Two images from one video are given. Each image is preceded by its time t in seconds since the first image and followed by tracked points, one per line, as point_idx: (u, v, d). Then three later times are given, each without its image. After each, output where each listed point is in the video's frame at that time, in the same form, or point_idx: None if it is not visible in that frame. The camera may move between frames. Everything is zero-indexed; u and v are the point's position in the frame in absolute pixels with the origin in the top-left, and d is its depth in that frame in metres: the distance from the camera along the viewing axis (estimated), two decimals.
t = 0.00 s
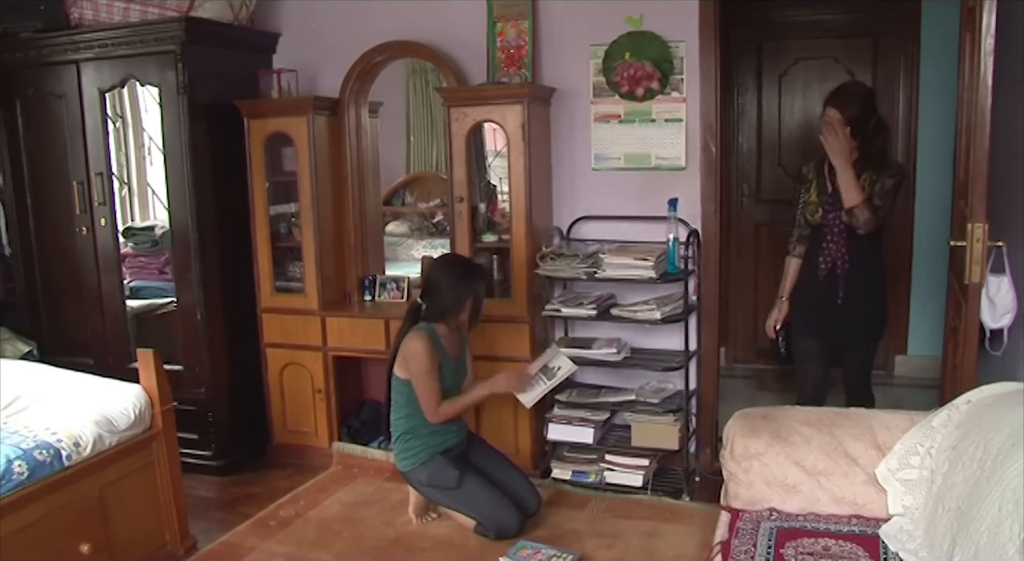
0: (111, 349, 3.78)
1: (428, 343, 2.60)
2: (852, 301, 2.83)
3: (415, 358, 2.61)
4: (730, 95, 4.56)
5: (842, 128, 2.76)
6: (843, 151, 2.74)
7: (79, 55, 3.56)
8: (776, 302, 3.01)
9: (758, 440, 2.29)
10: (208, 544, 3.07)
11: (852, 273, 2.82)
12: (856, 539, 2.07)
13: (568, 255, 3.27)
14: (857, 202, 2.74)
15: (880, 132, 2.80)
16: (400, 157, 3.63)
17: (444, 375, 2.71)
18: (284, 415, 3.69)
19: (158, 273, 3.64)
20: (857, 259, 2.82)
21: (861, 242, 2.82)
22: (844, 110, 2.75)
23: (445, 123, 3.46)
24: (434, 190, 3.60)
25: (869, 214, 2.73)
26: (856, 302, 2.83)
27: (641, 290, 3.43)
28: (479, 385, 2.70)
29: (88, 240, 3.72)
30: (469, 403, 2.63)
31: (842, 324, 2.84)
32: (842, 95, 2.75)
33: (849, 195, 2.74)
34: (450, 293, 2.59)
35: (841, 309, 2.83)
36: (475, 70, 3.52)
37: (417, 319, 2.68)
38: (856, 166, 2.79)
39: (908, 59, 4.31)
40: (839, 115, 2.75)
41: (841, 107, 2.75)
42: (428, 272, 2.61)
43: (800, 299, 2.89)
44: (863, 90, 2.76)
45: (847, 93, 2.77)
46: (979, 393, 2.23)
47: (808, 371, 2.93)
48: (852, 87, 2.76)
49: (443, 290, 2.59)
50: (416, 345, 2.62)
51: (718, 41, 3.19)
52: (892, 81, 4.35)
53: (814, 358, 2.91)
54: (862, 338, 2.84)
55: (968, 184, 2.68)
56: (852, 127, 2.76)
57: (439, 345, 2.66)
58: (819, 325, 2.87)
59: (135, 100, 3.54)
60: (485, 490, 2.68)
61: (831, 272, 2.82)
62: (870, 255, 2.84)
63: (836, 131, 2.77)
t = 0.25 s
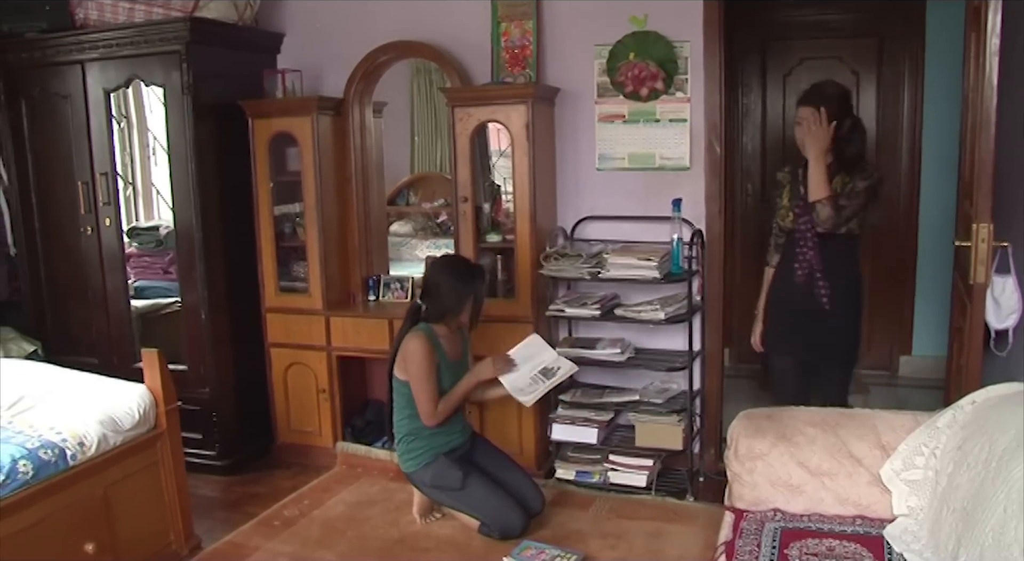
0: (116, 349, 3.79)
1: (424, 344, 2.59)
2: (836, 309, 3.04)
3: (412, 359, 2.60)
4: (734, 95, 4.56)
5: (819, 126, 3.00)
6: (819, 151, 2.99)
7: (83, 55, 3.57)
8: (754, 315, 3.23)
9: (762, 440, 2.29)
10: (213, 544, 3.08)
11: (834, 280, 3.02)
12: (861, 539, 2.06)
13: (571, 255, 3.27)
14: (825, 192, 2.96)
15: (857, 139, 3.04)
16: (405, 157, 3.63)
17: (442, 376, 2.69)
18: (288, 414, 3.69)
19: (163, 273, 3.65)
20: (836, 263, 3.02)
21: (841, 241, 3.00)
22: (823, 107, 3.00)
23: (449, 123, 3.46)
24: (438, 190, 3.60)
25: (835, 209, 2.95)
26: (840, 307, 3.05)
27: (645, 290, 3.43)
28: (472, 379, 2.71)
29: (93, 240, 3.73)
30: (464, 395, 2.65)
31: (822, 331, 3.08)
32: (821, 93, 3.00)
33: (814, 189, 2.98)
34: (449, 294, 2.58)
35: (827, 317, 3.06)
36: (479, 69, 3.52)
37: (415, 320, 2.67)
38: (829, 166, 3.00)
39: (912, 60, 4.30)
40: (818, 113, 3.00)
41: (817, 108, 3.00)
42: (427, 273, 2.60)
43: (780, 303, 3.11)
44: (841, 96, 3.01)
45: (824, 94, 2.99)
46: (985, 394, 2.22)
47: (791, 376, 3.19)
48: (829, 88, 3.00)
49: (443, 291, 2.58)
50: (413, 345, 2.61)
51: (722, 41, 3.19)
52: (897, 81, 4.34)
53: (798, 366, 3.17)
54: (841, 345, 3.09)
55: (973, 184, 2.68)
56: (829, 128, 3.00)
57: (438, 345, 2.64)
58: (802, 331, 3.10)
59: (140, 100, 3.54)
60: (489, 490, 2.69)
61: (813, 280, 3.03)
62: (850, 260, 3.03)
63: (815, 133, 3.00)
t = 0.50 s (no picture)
0: (122, 348, 3.80)
1: (428, 344, 2.58)
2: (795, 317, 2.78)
3: (416, 359, 2.59)
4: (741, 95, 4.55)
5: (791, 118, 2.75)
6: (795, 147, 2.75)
7: (90, 55, 3.58)
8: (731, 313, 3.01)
9: (768, 441, 2.29)
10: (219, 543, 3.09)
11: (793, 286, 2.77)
12: (867, 540, 2.06)
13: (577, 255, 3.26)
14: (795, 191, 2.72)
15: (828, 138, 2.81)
16: (411, 157, 3.63)
17: (446, 377, 2.67)
18: (294, 414, 3.70)
19: (169, 273, 3.65)
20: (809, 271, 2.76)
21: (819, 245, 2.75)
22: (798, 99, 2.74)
23: (455, 123, 3.46)
24: (445, 190, 3.60)
25: (801, 211, 2.70)
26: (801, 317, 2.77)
27: (651, 290, 3.43)
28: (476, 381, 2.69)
29: (99, 240, 3.74)
30: (469, 397, 2.63)
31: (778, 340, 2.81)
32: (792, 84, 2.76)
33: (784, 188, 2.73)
34: (453, 293, 2.58)
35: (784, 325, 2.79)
36: (485, 69, 3.52)
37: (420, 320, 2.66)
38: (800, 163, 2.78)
39: (919, 59, 4.29)
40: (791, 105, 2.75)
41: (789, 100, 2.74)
42: (429, 273, 2.59)
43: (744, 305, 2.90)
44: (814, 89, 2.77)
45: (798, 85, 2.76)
46: (992, 395, 2.19)
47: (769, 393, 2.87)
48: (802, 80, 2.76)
49: (447, 289, 2.58)
50: (416, 345, 2.60)
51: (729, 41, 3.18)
52: (904, 81, 4.33)
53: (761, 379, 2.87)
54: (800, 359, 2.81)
55: (980, 184, 2.67)
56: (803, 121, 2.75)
57: (442, 346, 2.63)
58: (761, 340, 2.86)
59: (147, 100, 3.55)
60: (494, 490, 2.69)
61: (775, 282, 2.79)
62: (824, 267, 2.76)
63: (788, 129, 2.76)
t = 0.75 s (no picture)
0: (127, 348, 3.81)
1: (430, 344, 2.57)
2: (755, 332, 2.56)
3: (419, 359, 2.58)
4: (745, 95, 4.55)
5: (752, 131, 2.51)
6: (757, 164, 2.52)
7: (96, 55, 3.59)
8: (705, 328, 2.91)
9: (773, 441, 2.28)
10: (223, 543, 3.09)
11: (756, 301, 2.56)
12: (872, 541, 2.06)
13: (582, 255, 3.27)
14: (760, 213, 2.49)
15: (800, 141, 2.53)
16: (416, 157, 3.63)
17: (449, 378, 2.67)
18: (299, 414, 3.70)
19: (174, 273, 3.66)
20: (777, 286, 2.53)
21: (788, 260, 2.52)
22: (760, 107, 2.47)
23: (459, 123, 3.46)
24: (448, 190, 3.59)
25: (767, 234, 2.46)
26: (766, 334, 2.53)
27: (655, 290, 3.42)
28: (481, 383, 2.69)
29: (105, 239, 3.75)
30: (474, 400, 2.63)
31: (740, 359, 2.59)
32: (755, 92, 2.48)
33: (748, 209, 2.52)
34: (455, 293, 2.56)
35: (747, 342, 2.58)
36: (490, 69, 3.52)
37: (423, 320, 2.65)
38: (767, 174, 2.55)
39: (924, 59, 4.28)
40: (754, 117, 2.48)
41: (748, 111, 2.48)
42: (432, 272, 2.58)
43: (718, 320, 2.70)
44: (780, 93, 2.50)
45: (762, 92, 2.48)
46: (998, 395, 2.14)
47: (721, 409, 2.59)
48: (767, 84, 2.49)
49: (449, 289, 2.56)
50: (419, 345, 2.60)
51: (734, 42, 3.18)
52: (909, 81, 4.33)
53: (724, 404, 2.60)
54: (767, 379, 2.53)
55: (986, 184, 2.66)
56: (768, 131, 2.49)
57: (445, 346, 2.63)
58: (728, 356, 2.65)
59: (152, 101, 3.56)
60: (500, 491, 2.68)
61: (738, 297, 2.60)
62: (794, 283, 2.53)
63: (750, 140, 2.52)
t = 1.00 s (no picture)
0: (132, 348, 3.81)
1: (435, 344, 2.57)
2: (714, 337, 2.34)
3: (424, 360, 2.59)
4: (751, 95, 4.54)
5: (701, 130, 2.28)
6: (719, 159, 2.29)
7: (101, 56, 3.59)
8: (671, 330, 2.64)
9: (777, 442, 2.28)
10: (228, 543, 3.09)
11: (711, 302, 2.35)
12: (877, 543, 2.06)
13: (586, 255, 3.27)
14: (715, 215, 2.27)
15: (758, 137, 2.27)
16: (420, 156, 3.63)
17: (455, 378, 2.67)
18: (303, 414, 3.70)
19: (179, 272, 3.67)
20: (737, 286, 2.32)
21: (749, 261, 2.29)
22: (709, 106, 2.25)
23: (464, 123, 3.46)
24: (453, 190, 3.60)
25: (723, 235, 2.22)
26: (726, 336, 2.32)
27: (660, 290, 3.42)
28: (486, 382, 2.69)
29: (110, 239, 3.75)
30: (479, 398, 2.64)
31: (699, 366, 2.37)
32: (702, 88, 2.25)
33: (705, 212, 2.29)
34: (458, 291, 2.56)
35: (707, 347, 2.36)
36: (494, 70, 3.52)
37: (428, 321, 2.65)
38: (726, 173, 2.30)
39: (930, 59, 4.27)
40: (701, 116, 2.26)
41: (696, 112, 2.26)
42: (435, 274, 2.59)
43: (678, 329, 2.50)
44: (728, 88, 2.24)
45: (707, 93, 2.25)
46: (1003, 396, 2.11)
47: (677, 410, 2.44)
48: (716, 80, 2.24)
49: (452, 288, 2.57)
50: (424, 345, 2.60)
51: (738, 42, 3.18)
52: (914, 81, 4.32)
53: (680, 407, 2.44)
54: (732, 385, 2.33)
55: (992, 184, 2.66)
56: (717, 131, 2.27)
57: (450, 346, 2.63)
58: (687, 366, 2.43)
59: (157, 101, 3.56)
60: (504, 491, 2.66)
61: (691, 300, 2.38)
62: (756, 283, 2.31)
63: (700, 140, 2.30)
